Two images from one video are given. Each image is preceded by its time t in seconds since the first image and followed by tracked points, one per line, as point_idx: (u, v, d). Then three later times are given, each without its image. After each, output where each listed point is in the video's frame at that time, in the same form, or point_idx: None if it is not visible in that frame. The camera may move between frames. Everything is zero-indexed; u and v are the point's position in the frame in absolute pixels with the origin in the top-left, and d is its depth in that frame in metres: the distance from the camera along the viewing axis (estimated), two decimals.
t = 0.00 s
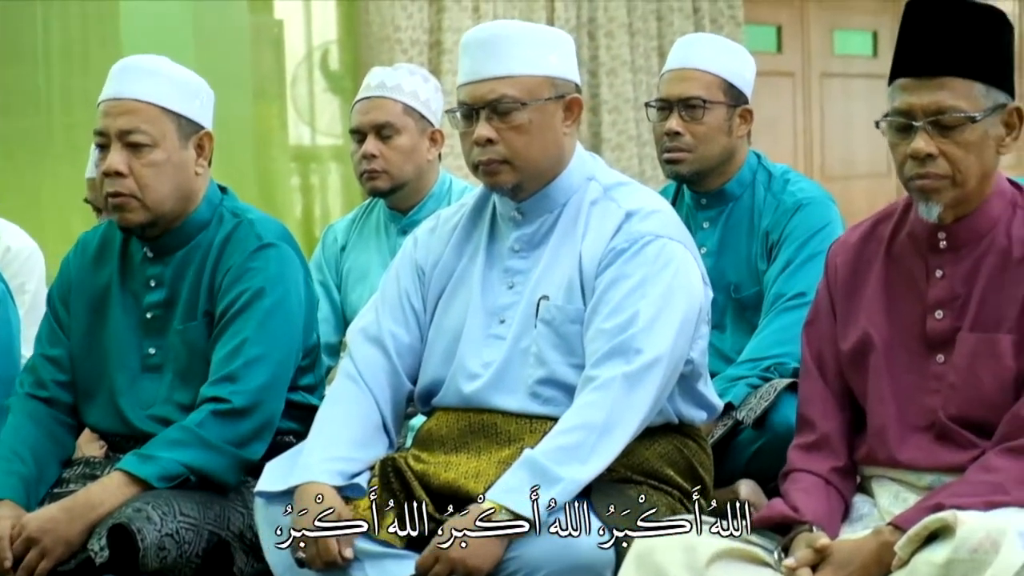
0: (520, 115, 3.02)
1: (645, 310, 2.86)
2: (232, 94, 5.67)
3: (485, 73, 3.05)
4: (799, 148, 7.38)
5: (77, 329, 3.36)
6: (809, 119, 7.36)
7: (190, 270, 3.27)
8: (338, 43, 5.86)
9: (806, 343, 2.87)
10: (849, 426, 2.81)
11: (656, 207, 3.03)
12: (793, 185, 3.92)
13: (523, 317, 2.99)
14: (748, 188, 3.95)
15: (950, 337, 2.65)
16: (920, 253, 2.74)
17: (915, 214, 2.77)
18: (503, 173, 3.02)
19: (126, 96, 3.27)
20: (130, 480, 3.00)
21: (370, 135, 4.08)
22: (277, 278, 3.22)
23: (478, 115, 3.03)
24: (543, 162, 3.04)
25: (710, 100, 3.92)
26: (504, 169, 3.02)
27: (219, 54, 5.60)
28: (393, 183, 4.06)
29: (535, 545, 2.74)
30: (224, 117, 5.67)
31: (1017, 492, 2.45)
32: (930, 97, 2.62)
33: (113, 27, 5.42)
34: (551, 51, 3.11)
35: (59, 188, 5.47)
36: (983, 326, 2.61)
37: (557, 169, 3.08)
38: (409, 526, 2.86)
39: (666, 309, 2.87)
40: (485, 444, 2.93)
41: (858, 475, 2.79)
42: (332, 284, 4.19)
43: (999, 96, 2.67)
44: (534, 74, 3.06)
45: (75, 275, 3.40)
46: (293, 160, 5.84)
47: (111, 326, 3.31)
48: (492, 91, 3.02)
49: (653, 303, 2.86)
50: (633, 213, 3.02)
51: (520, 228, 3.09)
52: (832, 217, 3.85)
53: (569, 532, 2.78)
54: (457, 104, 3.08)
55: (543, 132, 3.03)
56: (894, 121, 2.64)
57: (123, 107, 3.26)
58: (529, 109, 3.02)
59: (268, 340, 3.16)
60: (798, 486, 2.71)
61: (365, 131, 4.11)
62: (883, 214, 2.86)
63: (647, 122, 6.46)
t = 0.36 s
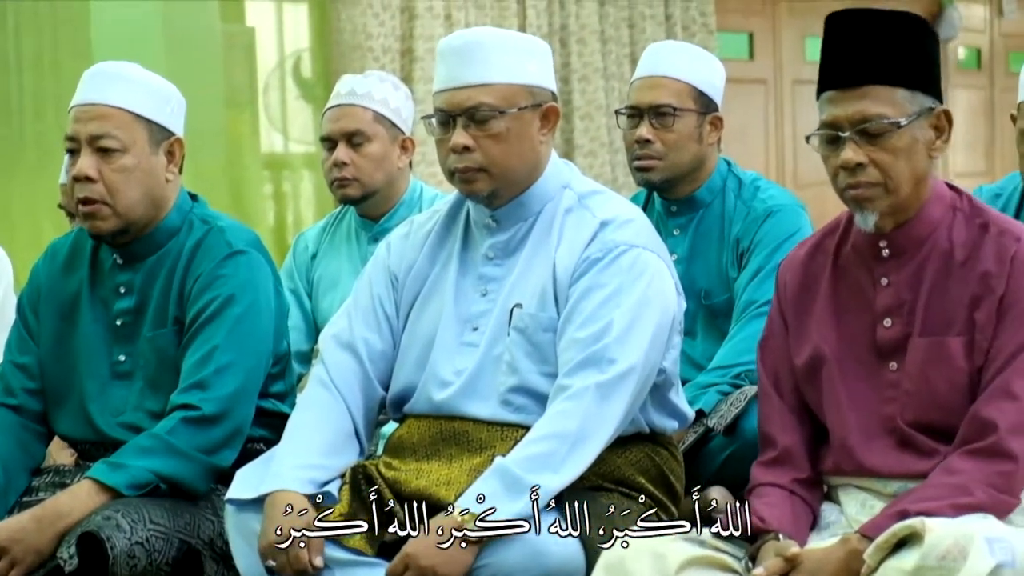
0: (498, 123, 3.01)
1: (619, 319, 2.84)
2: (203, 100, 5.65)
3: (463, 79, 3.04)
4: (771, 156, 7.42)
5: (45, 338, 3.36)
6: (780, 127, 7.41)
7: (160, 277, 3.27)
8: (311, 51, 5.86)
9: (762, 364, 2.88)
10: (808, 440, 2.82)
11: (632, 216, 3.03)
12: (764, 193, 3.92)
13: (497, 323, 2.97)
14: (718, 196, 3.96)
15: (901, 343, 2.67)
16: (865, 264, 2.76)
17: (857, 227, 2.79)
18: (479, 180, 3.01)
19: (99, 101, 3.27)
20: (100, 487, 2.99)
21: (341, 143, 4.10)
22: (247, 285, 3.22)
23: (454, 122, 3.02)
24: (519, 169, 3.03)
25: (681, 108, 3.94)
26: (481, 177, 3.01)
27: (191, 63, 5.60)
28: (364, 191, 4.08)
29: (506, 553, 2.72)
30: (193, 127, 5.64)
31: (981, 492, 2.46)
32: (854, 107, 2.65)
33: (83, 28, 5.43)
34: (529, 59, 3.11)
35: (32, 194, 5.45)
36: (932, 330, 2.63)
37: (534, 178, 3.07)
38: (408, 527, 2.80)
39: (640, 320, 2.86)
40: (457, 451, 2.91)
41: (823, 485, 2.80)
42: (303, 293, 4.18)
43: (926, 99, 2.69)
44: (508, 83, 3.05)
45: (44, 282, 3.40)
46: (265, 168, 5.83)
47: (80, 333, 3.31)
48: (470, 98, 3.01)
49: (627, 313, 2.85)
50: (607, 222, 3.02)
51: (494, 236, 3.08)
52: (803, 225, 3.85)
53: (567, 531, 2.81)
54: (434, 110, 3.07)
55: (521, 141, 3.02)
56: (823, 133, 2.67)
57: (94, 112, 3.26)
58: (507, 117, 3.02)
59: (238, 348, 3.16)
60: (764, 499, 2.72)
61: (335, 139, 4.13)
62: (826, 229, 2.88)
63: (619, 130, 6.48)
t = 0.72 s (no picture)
0: (472, 127, 3.01)
1: (593, 322, 2.84)
2: (179, 104, 5.61)
3: (443, 82, 3.03)
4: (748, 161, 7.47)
5: (13, 348, 3.37)
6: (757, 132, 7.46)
7: (126, 284, 3.27)
8: (287, 55, 5.87)
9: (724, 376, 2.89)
10: (773, 448, 2.82)
11: (605, 219, 3.03)
12: (738, 197, 3.94)
13: (471, 327, 2.97)
14: (693, 199, 3.98)
15: (854, 346, 2.68)
16: (816, 270, 2.76)
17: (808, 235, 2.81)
18: (454, 185, 3.02)
19: (58, 109, 3.27)
20: (72, 492, 2.98)
21: (315, 147, 4.11)
22: (215, 290, 3.21)
23: (428, 125, 3.02)
24: (492, 171, 3.03)
25: (656, 112, 3.95)
26: (455, 181, 3.01)
27: (167, 65, 5.56)
28: (339, 195, 4.09)
29: (478, 556, 2.71)
30: (166, 131, 5.58)
31: (947, 490, 2.45)
32: (783, 115, 2.67)
33: (60, 28, 5.34)
34: (506, 63, 3.11)
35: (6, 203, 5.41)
36: (885, 332, 2.64)
37: (507, 181, 3.08)
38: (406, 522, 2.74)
39: (615, 322, 2.86)
40: (430, 455, 2.89)
41: (793, 491, 2.80)
42: (277, 296, 4.20)
43: (857, 101, 2.71)
44: (490, 86, 3.06)
45: (10, 291, 3.41)
46: (242, 171, 5.81)
47: (48, 342, 3.31)
48: (445, 102, 3.01)
49: (601, 316, 2.85)
50: (581, 225, 3.02)
51: (469, 239, 3.08)
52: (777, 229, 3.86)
53: (567, 531, 2.82)
54: (408, 113, 3.06)
55: (496, 145, 3.02)
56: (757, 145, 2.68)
57: (53, 121, 3.26)
58: (481, 120, 3.02)
59: (208, 353, 3.15)
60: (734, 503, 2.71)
61: (310, 142, 4.14)
62: (779, 240, 2.90)
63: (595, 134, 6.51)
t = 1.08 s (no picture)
0: (442, 128, 3.01)
1: (566, 321, 2.84)
2: (156, 107, 5.59)
3: (408, 86, 3.03)
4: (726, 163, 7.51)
5: None
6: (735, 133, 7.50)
7: (94, 290, 3.27)
8: (265, 56, 5.83)
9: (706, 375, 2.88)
10: (753, 447, 2.82)
11: (578, 219, 3.03)
12: (715, 197, 3.97)
13: (444, 328, 2.97)
14: (670, 200, 3.99)
15: (838, 348, 2.67)
16: (800, 271, 2.77)
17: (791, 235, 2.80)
18: (424, 186, 3.02)
19: (19, 113, 3.26)
20: (48, 496, 2.98)
21: (292, 149, 4.12)
22: (182, 293, 3.20)
23: (399, 128, 3.02)
24: (464, 172, 3.03)
25: (633, 112, 3.95)
26: (426, 183, 3.02)
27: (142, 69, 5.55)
28: (316, 197, 4.11)
29: (454, 558, 2.71)
30: (146, 133, 5.58)
31: (924, 491, 2.45)
32: (772, 116, 2.65)
33: (36, 31, 5.32)
34: (473, 65, 3.11)
35: None
36: (867, 334, 2.64)
37: (478, 182, 3.07)
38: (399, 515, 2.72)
39: (588, 320, 2.86)
40: (407, 456, 2.90)
41: (770, 489, 2.81)
42: (254, 298, 4.21)
43: (844, 103, 2.69)
44: (455, 88, 3.05)
45: None
46: (219, 173, 5.76)
47: (20, 349, 3.33)
48: (414, 104, 3.01)
49: (574, 314, 2.85)
50: (554, 224, 3.02)
51: (442, 240, 3.08)
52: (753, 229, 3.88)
53: (565, 531, 2.86)
54: (378, 116, 3.06)
55: (464, 146, 3.02)
56: (745, 145, 2.67)
57: (14, 125, 3.24)
58: (450, 122, 3.02)
59: (178, 356, 3.14)
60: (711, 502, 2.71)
61: (286, 144, 4.15)
62: (762, 239, 2.89)
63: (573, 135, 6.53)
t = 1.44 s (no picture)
0: (419, 128, 3.01)
1: (543, 321, 2.84)
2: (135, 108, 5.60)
3: (385, 86, 3.03)
4: (704, 164, 7.54)
5: None
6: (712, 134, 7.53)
7: (65, 291, 3.28)
8: (244, 56, 5.83)
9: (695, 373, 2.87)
10: (739, 448, 2.81)
11: (554, 219, 3.03)
12: (692, 198, 3.98)
13: (421, 328, 2.97)
14: (647, 201, 4.00)
15: (835, 356, 2.67)
16: (802, 277, 2.76)
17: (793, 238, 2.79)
18: (402, 186, 3.01)
19: None
20: (21, 497, 2.97)
21: (268, 150, 4.13)
22: (152, 292, 3.20)
23: (376, 128, 3.01)
24: (441, 174, 3.04)
25: (610, 113, 3.96)
26: (403, 183, 3.01)
27: (122, 70, 5.55)
28: (292, 198, 4.11)
29: (430, 559, 2.71)
30: (124, 133, 5.58)
31: (908, 503, 2.45)
32: (792, 123, 2.63)
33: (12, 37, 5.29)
34: (450, 65, 3.11)
35: None
36: (865, 343, 2.64)
37: (455, 183, 3.08)
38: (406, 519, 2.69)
39: (564, 321, 2.86)
40: (382, 457, 2.90)
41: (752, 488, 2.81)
42: (231, 299, 4.21)
43: (862, 115, 2.69)
44: (435, 87, 3.06)
45: None
46: (197, 174, 5.76)
47: None
48: (390, 104, 3.01)
49: (551, 315, 2.85)
50: (530, 225, 3.02)
51: (418, 241, 3.08)
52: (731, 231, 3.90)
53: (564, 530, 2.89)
54: (356, 116, 3.06)
55: (440, 146, 3.02)
56: (760, 149, 2.66)
57: None
58: (427, 122, 3.01)
59: (150, 354, 3.13)
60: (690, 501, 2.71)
61: (263, 145, 4.16)
62: (763, 237, 2.88)
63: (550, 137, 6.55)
